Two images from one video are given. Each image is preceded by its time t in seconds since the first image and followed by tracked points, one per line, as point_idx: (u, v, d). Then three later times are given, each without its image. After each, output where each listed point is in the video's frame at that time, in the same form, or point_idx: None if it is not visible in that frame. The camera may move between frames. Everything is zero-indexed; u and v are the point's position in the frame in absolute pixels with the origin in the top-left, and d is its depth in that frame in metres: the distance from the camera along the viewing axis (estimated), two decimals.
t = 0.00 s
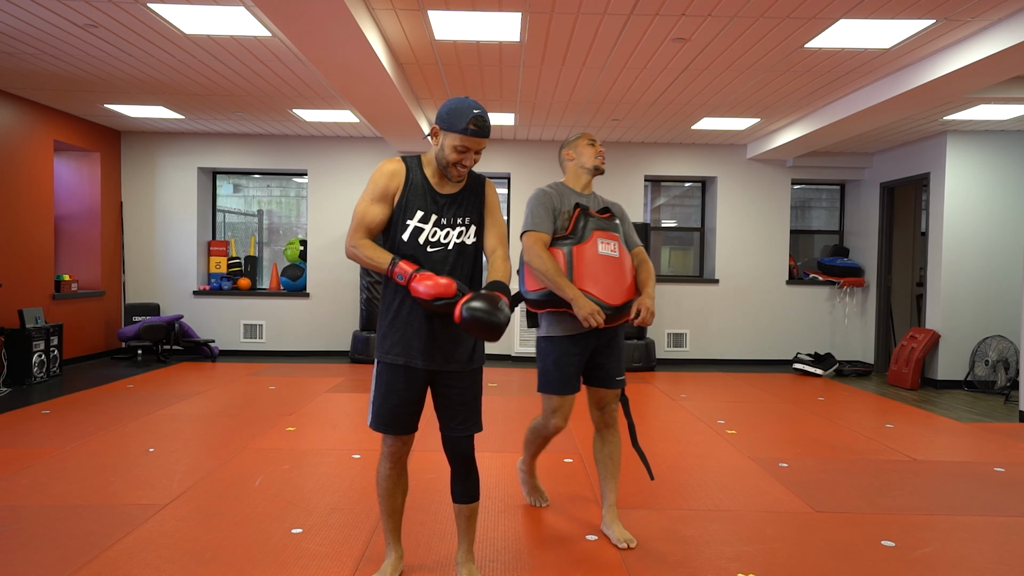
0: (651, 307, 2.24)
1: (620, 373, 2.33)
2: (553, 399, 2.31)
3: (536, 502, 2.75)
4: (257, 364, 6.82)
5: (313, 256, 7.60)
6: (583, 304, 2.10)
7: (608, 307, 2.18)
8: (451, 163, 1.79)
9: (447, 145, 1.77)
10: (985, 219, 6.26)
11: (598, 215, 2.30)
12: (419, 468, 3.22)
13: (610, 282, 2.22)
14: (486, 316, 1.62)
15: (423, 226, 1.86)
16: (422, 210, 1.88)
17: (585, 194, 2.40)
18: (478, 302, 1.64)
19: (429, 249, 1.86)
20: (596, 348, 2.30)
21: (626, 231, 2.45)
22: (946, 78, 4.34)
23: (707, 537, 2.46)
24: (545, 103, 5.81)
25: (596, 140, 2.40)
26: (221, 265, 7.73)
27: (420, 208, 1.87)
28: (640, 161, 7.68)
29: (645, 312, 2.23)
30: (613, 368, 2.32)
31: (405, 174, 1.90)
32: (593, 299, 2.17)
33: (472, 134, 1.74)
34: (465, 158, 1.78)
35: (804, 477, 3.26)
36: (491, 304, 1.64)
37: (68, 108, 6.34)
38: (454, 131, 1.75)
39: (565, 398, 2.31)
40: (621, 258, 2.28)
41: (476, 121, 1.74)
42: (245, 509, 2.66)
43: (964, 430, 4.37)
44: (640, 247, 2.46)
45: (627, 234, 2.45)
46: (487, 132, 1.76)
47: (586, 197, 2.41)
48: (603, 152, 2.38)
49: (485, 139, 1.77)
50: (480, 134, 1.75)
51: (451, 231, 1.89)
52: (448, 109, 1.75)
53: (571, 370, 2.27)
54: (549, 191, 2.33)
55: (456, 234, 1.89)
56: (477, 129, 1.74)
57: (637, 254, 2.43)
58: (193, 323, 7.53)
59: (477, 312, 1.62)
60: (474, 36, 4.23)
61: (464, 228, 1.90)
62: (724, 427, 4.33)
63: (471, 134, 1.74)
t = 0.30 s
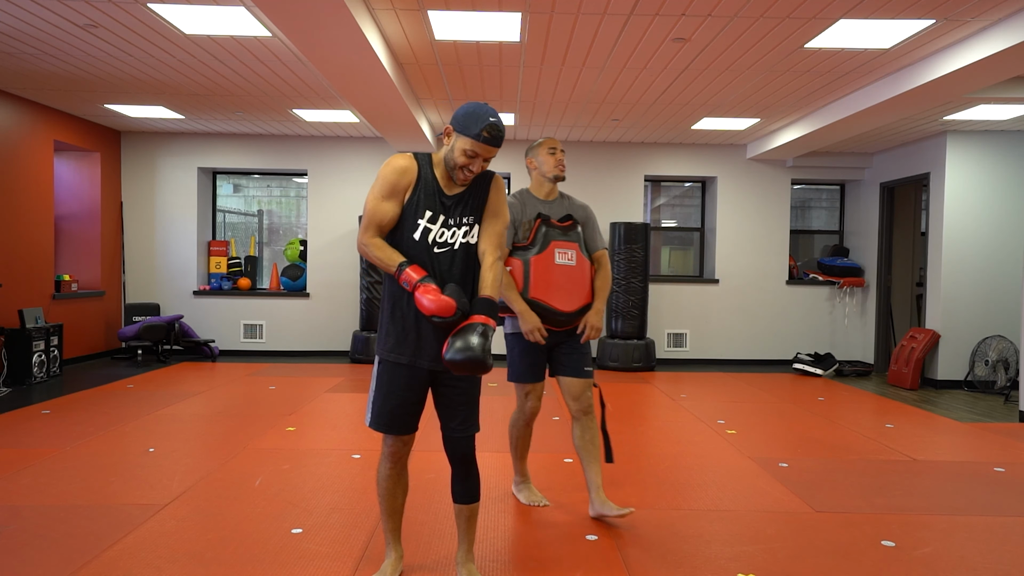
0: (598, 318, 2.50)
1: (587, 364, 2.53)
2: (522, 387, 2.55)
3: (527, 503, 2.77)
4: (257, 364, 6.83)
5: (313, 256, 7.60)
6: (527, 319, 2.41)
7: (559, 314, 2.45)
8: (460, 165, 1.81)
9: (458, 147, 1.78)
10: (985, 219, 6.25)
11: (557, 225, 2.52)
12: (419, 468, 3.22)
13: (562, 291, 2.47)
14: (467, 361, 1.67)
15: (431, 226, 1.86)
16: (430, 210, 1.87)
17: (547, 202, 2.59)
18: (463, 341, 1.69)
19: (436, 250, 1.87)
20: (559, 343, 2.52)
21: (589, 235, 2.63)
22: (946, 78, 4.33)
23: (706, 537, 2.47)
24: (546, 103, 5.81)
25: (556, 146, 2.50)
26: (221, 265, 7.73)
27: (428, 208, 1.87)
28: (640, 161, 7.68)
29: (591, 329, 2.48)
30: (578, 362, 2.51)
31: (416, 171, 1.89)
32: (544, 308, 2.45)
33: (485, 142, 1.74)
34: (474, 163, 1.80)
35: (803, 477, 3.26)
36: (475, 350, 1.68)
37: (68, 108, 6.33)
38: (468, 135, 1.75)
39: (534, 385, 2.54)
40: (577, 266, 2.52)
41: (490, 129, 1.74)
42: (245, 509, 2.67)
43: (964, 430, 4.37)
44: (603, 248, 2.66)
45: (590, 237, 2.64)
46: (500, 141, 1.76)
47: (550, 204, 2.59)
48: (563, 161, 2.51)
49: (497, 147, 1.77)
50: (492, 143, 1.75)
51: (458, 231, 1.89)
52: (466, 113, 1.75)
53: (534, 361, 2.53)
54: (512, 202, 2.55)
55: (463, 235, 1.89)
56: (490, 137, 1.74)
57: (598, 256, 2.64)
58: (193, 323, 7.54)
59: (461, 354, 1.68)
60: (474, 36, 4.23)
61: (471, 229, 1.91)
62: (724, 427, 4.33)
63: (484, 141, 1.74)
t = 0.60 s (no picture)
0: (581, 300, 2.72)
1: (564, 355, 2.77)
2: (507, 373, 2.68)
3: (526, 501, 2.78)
4: (257, 364, 6.82)
5: (313, 256, 7.60)
6: (517, 306, 2.54)
7: (543, 302, 2.62)
8: (468, 170, 1.81)
9: (466, 153, 1.77)
10: (986, 219, 6.25)
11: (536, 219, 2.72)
12: (419, 468, 3.22)
13: (544, 279, 2.64)
14: (466, 383, 1.73)
15: (436, 226, 1.86)
16: (436, 211, 1.87)
17: (524, 199, 2.78)
18: (467, 360, 1.75)
19: (439, 251, 1.86)
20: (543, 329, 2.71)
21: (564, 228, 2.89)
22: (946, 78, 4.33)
23: (707, 537, 2.47)
24: (545, 103, 5.81)
25: (528, 147, 2.65)
26: (221, 265, 7.73)
27: (434, 209, 1.87)
28: (640, 161, 7.67)
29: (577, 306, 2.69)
30: (556, 351, 2.73)
31: (425, 170, 1.89)
32: (529, 297, 2.61)
33: (492, 150, 1.73)
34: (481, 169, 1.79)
35: (804, 477, 3.26)
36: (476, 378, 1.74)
37: (68, 108, 6.33)
38: (475, 142, 1.74)
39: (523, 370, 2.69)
40: (556, 256, 2.70)
41: (497, 137, 1.72)
42: (245, 509, 2.66)
43: (964, 430, 4.37)
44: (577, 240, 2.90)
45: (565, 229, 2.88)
46: (507, 149, 1.75)
47: (527, 201, 2.78)
48: (534, 162, 2.67)
49: (503, 155, 1.76)
50: (499, 151, 1.74)
51: (463, 235, 1.88)
52: (473, 119, 1.74)
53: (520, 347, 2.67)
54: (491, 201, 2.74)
55: (467, 239, 1.88)
56: (497, 145, 1.73)
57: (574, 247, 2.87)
58: (193, 323, 7.53)
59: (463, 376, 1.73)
60: (474, 36, 4.23)
61: (476, 234, 1.90)
62: (724, 427, 4.33)
63: (490, 149, 1.73)
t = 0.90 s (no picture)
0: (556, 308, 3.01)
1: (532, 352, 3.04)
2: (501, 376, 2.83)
3: (528, 492, 2.86)
4: (258, 364, 6.83)
5: (313, 256, 7.60)
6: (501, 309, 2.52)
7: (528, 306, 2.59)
8: (476, 172, 1.81)
9: (476, 156, 1.77)
10: (986, 219, 6.25)
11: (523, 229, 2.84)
12: (419, 468, 3.22)
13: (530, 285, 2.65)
14: (446, 368, 1.64)
15: (443, 230, 1.87)
16: (442, 214, 1.87)
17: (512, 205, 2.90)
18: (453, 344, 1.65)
19: (446, 254, 1.88)
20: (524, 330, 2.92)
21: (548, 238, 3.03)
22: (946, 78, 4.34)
23: (707, 537, 2.47)
24: (546, 103, 5.82)
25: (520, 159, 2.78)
26: (221, 265, 7.73)
27: (440, 212, 1.87)
28: (640, 161, 7.67)
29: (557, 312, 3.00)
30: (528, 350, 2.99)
31: (430, 174, 1.89)
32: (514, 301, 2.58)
33: (502, 153, 1.73)
34: (490, 171, 1.79)
35: (803, 477, 3.27)
36: (461, 365, 1.65)
37: (68, 108, 6.34)
38: (485, 145, 1.74)
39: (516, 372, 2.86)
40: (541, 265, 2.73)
41: (508, 141, 1.72)
42: (245, 509, 2.66)
43: (964, 430, 4.37)
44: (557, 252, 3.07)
45: (548, 240, 3.03)
46: (517, 153, 1.75)
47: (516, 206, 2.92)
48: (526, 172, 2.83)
49: (513, 159, 1.76)
50: (509, 154, 1.74)
51: (470, 237, 1.89)
52: (485, 122, 1.74)
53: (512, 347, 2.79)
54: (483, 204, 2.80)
55: (474, 241, 1.89)
56: (508, 149, 1.73)
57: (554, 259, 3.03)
58: (193, 323, 7.53)
59: (449, 361, 1.64)
60: (474, 36, 4.23)
61: (483, 236, 1.90)
62: (724, 427, 4.33)
63: (501, 152, 1.73)
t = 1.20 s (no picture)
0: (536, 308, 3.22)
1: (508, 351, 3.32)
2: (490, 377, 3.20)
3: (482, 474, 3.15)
4: (257, 364, 6.82)
5: (313, 256, 7.60)
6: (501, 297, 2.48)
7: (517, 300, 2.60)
8: (480, 172, 1.80)
9: (481, 156, 1.77)
10: (986, 219, 6.25)
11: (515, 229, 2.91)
12: (419, 468, 3.22)
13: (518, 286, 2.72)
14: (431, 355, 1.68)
15: (448, 231, 1.87)
16: (447, 214, 1.87)
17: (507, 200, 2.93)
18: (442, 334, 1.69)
19: (452, 255, 1.88)
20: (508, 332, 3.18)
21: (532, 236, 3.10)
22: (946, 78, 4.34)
23: (707, 537, 2.47)
24: (546, 103, 5.82)
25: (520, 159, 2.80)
26: (221, 265, 7.73)
27: (445, 213, 1.87)
28: (640, 161, 7.67)
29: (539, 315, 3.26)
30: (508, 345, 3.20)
31: (433, 174, 1.88)
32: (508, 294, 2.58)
33: (508, 155, 1.73)
34: (494, 172, 1.79)
35: (803, 477, 3.26)
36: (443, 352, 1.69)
37: (68, 108, 6.33)
38: (491, 145, 1.74)
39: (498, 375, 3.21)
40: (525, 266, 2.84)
41: (514, 143, 1.72)
42: (245, 509, 2.66)
43: (964, 430, 4.37)
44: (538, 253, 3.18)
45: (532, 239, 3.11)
46: (522, 155, 1.75)
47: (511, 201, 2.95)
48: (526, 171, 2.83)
49: (518, 160, 1.76)
50: (515, 156, 1.74)
51: (474, 237, 1.89)
52: (492, 122, 1.74)
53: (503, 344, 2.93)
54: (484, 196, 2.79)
55: (479, 241, 1.90)
56: (513, 151, 1.73)
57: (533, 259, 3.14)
58: (193, 323, 7.53)
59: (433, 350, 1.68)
60: (474, 36, 4.23)
61: (487, 235, 1.91)
62: (724, 427, 4.33)
63: (506, 154, 1.73)
